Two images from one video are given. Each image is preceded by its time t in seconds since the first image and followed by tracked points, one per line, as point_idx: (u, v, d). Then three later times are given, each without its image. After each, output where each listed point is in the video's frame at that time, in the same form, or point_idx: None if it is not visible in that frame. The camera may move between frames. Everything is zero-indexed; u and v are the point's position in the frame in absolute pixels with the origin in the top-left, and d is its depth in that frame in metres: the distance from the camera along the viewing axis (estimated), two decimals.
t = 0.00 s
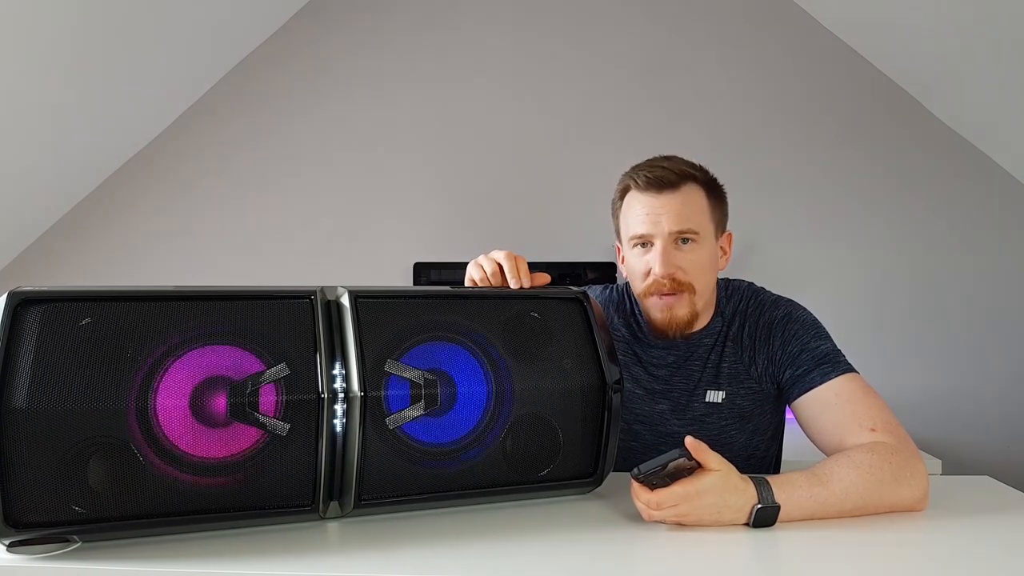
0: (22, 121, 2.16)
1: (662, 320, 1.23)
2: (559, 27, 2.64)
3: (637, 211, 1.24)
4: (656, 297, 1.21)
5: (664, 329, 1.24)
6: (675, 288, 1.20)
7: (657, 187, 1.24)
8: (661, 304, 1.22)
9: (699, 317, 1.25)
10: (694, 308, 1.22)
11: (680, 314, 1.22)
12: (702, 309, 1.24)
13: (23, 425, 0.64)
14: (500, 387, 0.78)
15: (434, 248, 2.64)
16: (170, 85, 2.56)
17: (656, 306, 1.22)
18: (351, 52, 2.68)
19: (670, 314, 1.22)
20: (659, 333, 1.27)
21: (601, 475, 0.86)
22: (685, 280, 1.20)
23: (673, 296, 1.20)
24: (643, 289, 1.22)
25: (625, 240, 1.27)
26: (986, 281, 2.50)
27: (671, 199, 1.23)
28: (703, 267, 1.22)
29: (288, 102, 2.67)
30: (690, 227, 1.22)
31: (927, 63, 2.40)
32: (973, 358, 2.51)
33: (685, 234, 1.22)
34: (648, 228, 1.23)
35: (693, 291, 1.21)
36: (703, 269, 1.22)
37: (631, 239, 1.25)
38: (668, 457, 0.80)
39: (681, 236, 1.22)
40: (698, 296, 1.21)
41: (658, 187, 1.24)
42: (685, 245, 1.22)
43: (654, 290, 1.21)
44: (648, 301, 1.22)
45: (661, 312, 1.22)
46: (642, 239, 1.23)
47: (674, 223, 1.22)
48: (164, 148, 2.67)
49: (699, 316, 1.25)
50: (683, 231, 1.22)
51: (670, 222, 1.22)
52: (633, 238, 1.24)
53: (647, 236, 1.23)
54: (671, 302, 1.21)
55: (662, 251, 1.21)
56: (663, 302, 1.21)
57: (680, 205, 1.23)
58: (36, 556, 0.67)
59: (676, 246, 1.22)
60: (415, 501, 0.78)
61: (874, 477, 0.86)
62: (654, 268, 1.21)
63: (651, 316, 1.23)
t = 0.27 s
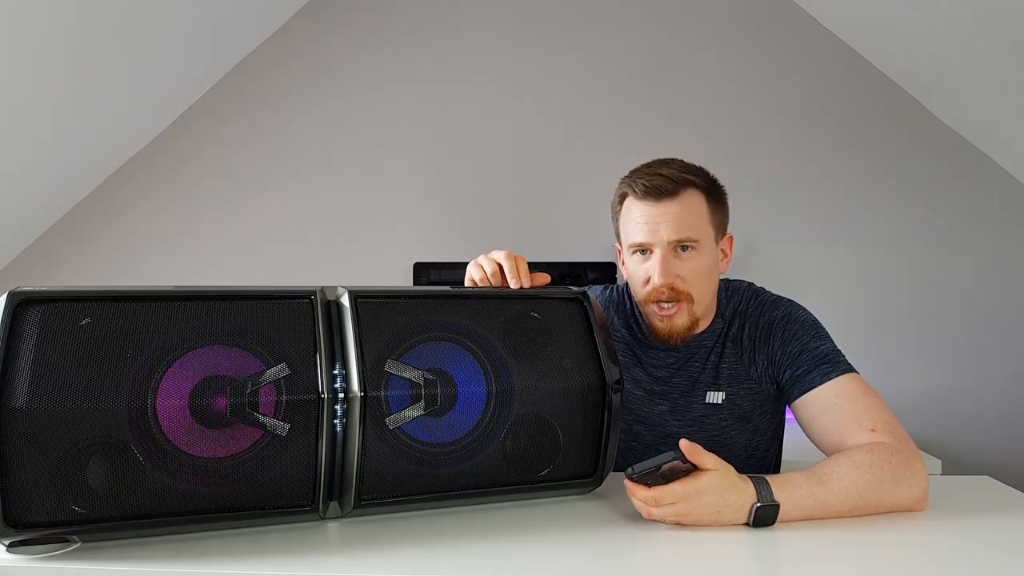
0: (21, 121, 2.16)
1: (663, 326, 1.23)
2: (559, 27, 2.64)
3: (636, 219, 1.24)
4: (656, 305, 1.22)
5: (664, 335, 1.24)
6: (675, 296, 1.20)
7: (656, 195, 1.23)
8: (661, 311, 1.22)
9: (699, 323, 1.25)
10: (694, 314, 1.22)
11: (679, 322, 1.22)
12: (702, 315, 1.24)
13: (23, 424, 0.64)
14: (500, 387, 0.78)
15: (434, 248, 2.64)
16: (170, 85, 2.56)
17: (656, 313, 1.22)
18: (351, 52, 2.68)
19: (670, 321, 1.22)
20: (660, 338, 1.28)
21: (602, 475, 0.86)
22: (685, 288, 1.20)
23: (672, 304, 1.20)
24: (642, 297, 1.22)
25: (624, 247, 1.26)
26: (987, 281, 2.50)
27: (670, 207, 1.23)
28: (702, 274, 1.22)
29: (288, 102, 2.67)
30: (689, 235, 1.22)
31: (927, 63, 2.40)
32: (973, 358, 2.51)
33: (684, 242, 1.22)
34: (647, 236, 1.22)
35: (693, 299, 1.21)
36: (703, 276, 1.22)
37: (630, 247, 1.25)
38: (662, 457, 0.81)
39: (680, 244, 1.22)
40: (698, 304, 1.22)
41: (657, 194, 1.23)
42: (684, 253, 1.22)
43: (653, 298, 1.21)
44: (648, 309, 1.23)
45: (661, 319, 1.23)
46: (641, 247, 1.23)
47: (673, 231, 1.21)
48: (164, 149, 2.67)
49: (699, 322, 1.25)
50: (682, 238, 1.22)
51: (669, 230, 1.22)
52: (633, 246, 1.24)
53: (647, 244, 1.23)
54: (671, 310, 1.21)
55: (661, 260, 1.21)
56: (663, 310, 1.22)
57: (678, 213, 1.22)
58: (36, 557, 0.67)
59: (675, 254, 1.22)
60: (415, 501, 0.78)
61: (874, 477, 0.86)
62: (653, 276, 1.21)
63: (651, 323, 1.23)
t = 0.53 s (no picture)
0: (21, 121, 2.16)
1: (662, 325, 1.23)
2: (559, 27, 2.64)
3: (637, 216, 1.24)
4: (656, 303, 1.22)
5: (664, 333, 1.24)
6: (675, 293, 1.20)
7: (657, 193, 1.24)
8: (661, 309, 1.22)
9: (700, 322, 1.25)
10: (694, 312, 1.22)
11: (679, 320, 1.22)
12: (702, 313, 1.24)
13: (23, 424, 0.64)
14: (500, 387, 0.78)
15: (434, 248, 2.64)
16: (170, 85, 2.56)
17: (656, 310, 1.22)
18: (351, 52, 2.68)
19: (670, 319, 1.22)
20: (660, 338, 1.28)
21: (601, 475, 0.86)
22: (685, 284, 1.20)
23: (672, 301, 1.20)
24: (642, 294, 1.22)
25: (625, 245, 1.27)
26: (987, 280, 2.50)
27: (671, 205, 1.23)
28: (703, 272, 1.22)
29: (288, 102, 2.67)
30: (690, 232, 1.22)
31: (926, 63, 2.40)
32: (973, 358, 2.51)
33: (685, 239, 1.22)
34: (648, 234, 1.23)
35: (693, 297, 1.21)
36: (703, 274, 1.22)
37: (631, 244, 1.25)
38: (660, 460, 0.82)
39: (681, 242, 1.22)
40: (698, 302, 1.21)
41: (659, 192, 1.24)
42: (685, 250, 1.22)
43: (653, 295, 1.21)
44: (648, 306, 1.23)
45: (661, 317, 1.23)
46: (642, 244, 1.24)
47: (674, 229, 1.22)
48: (164, 149, 2.67)
49: (699, 321, 1.25)
50: (683, 236, 1.22)
51: (670, 228, 1.22)
52: (633, 243, 1.24)
53: (647, 241, 1.23)
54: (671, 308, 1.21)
55: (661, 257, 1.21)
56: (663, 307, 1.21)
57: (679, 211, 1.23)
58: (36, 556, 0.67)
59: (676, 251, 1.22)
60: (415, 501, 0.78)
61: (874, 476, 0.87)
62: (653, 273, 1.21)
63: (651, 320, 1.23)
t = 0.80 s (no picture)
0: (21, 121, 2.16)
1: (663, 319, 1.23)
2: (559, 27, 2.64)
3: (639, 210, 1.25)
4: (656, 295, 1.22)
5: (665, 328, 1.24)
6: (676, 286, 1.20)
7: (660, 187, 1.25)
8: (661, 303, 1.22)
9: (700, 318, 1.25)
10: (694, 307, 1.22)
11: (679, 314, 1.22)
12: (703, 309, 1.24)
13: (22, 425, 0.64)
14: (500, 387, 0.78)
15: (434, 248, 2.64)
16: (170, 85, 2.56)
17: (656, 304, 1.22)
18: (351, 52, 2.68)
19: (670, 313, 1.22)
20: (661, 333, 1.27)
21: (602, 476, 0.86)
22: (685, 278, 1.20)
23: (672, 294, 1.20)
24: (643, 288, 1.22)
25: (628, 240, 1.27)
26: (987, 280, 2.50)
27: (673, 199, 1.24)
28: (704, 267, 1.22)
29: (288, 102, 2.68)
30: (691, 227, 1.23)
31: (926, 63, 2.40)
32: (972, 358, 2.51)
33: (687, 233, 1.22)
34: (650, 227, 1.23)
35: (693, 291, 1.21)
36: (704, 269, 1.22)
37: (633, 238, 1.25)
38: (660, 462, 0.83)
39: (682, 235, 1.22)
40: (699, 296, 1.21)
41: (662, 186, 1.25)
42: (686, 244, 1.22)
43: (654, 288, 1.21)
44: (648, 299, 1.23)
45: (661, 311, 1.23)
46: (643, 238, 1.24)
47: (676, 222, 1.22)
48: (164, 149, 2.67)
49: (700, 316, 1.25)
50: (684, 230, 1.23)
51: (672, 222, 1.22)
52: (636, 237, 1.24)
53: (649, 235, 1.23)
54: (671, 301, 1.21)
55: (663, 250, 1.22)
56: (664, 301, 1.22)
57: (682, 205, 1.23)
58: (36, 556, 0.67)
59: (677, 245, 1.22)
60: (415, 501, 0.78)
61: (874, 475, 0.87)
62: (654, 267, 1.22)
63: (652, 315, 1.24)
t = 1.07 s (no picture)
0: (20, 121, 2.16)
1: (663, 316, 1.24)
2: (560, 27, 2.64)
3: (639, 209, 1.24)
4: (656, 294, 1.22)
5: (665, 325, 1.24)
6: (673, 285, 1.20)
7: (659, 186, 1.24)
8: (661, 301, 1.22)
9: (701, 314, 1.25)
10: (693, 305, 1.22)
11: (678, 311, 1.22)
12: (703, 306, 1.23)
13: (22, 425, 0.64)
14: (500, 387, 0.78)
15: (434, 248, 2.64)
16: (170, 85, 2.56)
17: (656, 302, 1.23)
18: (351, 52, 2.68)
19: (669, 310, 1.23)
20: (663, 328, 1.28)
21: (602, 475, 0.86)
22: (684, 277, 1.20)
23: (671, 293, 1.20)
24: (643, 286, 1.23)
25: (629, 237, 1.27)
26: (988, 280, 2.51)
27: (672, 198, 1.23)
28: (703, 265, 1.21)
29: (288, 102, 2.67)
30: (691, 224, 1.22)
31: (927, 63, 2.40)
32: (973, 357, 2.51)
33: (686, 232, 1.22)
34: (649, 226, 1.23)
35: (692, 290, 1.20)
36: (703, 267, 1.21)
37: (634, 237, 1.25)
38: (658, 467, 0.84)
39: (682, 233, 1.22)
40: (698, 294, 1.21)
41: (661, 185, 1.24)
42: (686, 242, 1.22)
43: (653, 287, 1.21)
44: (649, 297, 1.23)
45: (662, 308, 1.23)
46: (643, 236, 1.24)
47: (675, 221, 1.21)
48: (165, 148, 2.67)
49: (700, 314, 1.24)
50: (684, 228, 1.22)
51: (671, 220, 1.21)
52: (636, 236, 1.24)
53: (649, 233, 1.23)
54: (670, 299, 1.21)
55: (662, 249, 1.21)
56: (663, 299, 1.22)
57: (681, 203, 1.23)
58: (36, 557, 0.67)
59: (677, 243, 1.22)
60: (415, 501, 0.78)
61: (873, 475, 0.87)
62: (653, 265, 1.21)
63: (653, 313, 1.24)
